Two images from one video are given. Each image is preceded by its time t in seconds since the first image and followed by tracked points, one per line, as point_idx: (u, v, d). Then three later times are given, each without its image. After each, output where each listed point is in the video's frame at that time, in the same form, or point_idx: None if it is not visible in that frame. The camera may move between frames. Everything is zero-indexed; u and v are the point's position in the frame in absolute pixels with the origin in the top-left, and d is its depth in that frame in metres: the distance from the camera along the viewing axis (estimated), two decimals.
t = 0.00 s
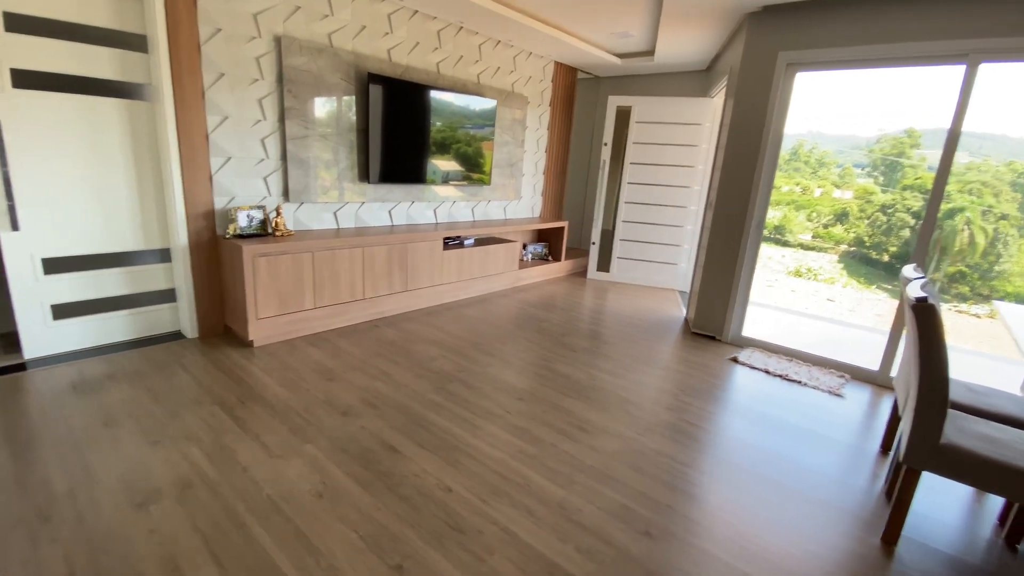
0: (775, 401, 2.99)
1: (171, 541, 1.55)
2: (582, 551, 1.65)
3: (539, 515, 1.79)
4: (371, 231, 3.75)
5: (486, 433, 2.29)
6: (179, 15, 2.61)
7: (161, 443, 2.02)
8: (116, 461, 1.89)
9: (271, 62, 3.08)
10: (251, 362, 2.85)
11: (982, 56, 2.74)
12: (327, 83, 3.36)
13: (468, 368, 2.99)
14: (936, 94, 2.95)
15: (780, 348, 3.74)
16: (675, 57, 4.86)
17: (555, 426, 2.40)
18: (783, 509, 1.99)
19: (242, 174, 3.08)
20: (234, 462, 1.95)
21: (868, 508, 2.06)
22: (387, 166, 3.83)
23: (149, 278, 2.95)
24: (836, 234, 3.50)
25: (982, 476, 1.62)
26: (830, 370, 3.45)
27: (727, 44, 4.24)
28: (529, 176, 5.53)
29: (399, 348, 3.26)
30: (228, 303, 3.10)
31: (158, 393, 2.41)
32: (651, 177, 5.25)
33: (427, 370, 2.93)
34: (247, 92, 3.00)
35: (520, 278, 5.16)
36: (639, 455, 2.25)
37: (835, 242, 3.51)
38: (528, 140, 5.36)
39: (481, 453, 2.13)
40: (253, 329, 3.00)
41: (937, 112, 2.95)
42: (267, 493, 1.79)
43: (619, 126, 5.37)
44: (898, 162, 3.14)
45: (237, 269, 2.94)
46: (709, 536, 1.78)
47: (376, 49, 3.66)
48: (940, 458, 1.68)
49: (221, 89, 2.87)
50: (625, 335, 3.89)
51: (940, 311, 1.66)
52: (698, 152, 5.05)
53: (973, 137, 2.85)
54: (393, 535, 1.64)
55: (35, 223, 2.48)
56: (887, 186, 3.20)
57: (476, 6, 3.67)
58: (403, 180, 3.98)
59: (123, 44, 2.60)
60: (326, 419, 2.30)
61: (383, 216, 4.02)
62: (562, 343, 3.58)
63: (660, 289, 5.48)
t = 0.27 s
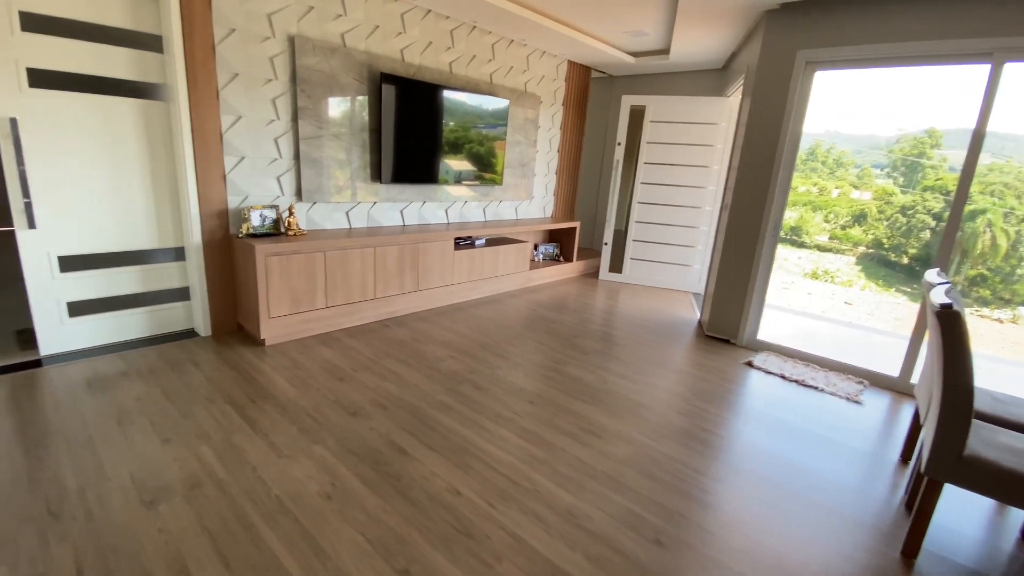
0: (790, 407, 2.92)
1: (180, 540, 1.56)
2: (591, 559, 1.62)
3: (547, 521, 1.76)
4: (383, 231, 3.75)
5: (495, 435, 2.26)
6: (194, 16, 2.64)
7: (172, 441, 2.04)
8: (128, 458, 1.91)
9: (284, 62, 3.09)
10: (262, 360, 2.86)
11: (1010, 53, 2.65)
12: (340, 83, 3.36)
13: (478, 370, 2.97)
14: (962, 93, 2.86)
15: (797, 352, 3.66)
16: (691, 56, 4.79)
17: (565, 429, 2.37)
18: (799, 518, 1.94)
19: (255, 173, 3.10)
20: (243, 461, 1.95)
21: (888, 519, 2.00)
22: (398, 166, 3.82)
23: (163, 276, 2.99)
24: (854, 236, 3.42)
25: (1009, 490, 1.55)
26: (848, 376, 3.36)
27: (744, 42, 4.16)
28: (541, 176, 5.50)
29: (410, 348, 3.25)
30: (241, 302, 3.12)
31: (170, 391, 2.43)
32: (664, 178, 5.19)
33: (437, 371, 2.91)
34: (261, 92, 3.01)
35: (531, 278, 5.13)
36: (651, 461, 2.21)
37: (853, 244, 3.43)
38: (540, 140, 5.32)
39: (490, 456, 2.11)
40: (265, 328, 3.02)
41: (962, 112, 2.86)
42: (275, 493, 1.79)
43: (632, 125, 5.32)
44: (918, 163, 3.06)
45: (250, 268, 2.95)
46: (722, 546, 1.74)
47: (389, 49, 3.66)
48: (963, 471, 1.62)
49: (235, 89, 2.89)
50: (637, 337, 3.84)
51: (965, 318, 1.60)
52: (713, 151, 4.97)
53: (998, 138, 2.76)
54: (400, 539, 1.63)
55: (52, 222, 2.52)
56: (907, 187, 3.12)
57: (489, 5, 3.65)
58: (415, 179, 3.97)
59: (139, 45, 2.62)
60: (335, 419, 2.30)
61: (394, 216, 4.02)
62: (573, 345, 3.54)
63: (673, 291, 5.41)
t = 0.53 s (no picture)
0: (805, 417, 2.83)
1: (179, 550, 1.53)
2: None
3: (554, 536, 1.71)
4: (392, 234, 3.73)
5: (501, 444, 2.21)
6: (204, 18, 2.63)
7: (176, 446, 2.02)
8: (130, 463, 1.89)
9: (294, 65, 3.08)
10: (269, 364, 2.84)
11: None
12: (349, 85, 3.35)
13: (486, 375, 2.92)
14: (988, 94, 2.76)
15: (813, 360, 3.56)
16: (705, 57, 4.71)
17: (574, 439, 2.31)
18: (818, 537, 1.86)
19: (264, 176, 3.09)
20: (246, 468, 1.92)
21: (912, 538, 1.91)
22: (408, 168, 3.80)
23: (172, 278, 2.99)
24: (871, 239, 3.37)
25: None
26: (868, 385, 3.25)
27: (760, 42, 4.07)
28: (552, 179, 5.44)
29: (417, 352, 3.21)
30: (249, 304, 3.11)
31: (176, 394, 2.42)
32: (677, 180, 5.11)
33: (444, 376, 2.87)
34: (270, 94, 3.01)
35: (541, 282, 5.08)
36: (662, 473, 2.14)
37: (870, 248, 3.38)
38: (550, 142, 5.27)
39: (496, 465, 2.06)
40: (272, 331, 3.00)
41: (988, 113, 2.77)
42: (277, 502, 1.76)
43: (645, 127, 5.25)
44: (937, 164, 3.00)
45: (258, 271, 2.94)
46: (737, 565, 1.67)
47: (399, 51, 3.64)
48: (994, 492, 1.53)
49: (244, 91, 2.88)
50: (648, 343, 3.77)
51: (996, 330, 1.51)
52: (727, 154, 4.88)
53: None
54: (402, 552, 1.58)
55: (62, 224, 2.53)
56: (925, 189, 3.06)
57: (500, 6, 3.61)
58: (424, 182, 3.95)
59: (150, 48, 2.63)
60: (340, 425, 2.26)
61: (403, 218, 4.00)
62: (582, 351, 3.48)
63: (685, 295, 5.32)
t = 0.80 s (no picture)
0: (827, 431, 2.70)
1: (174, 567, 1.48)
2: None
3: (563, 559, 1.62)
4: (401, 238, 3.68)
5: (509, 458, 2.13)
6: (213, 22, 2.61)
7: (177, 456, 1.98)
8: (131, 474, 1.86)
9: (303, 68, 3.05)
10: (275, 370, 2.80)
11: None
12: (359, 88, 3.31)
13: (495, 384, 2.84)
14: None
15: (836, 370, 3.41)
16: (722, 57, 4.59)
17: (585, 453, 2.22)
18: (846, 563, 1.74)
19: (272, 180, 3.07)
20: (247, 480, 1.87)
21: (947, 566, 1.78)
22: (418, 172, 3.75)
23: (181, 283, 2.97)
24: (891, 242, 3.20)
25: None
26: (894, 398, 3.11)
27: (779, 41, 3.95)
28: (564, 182, 5.36)
29: (425, 359, 3.15)
30: (257, 310, 3.08)
31: (181, 401, 2.39)
32: (692, 183, 4.99)
33: (452, 384, 2.80)
34: (279, 97, 2.98)
35: (552, 287, 4.99)
36: (678, 491, 2.04)
37: (890, 251, 3.22)
38: (563, 145, 5.19)
39: (503, 481, 1.98)
40: (279, 337, 2.97)
41: None
42: (277, 518, 1.70)
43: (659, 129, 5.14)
44: (960, 166, 2.87)
45: (265, 276, 2.91)
46: None
47: (409, 53, 3.60)
48: None
49: (253, 95, 2.86)
50: (662, 351, 3.66)
51: None
52: (745, 156, 4.74)
53: None
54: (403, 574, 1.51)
55: (71, 229, 2.52)
56: (948, 192, 2.92)
57: (512, 7, 3.55)
58: (434, 186, 3.90)
59: (159, 52, 2.62)
60: (344, 435, 2.21)
61: (413, 223, 3.95)
62: (594, 359, 3.38)
63: (701, 301, 5.18)
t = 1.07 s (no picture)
0: (856, 452, 2.55)
1: None
2: None
3: None
4: (412, 246, 3.63)
5: (520, 479, 2.03)
6: (224, 29, 2.60)
7: (179, 471, 1.93)
8: (132, 490, 1.81)
9: (313, 74, 3.02)
10: (282, 381, 2.75)
11: None
12: (370, 95, 3.27)
13: (506, 398, 2.75)
14: None
15: (864, 385, 3.24)
16: (741, 59, 4.47)
17: (600, 475, 2.11)
18: None
19: (283, 188, 3.04)
20: (248, 499, 1.81)
21: None
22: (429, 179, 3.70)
23: (190, 292, 2.95)
24: (914, 247, 3.08)
25: None
26: (927, 416, 2.94)
27: (802, 43, 3.82)
28: (578, 188, 5.27)
29: (435, 371, 3.07)
30: (266, 319, 3.04)
31: (186, 413, 2.34)
32: (710, 189, 4.85)
33: (462, 398, 2.71)
34: (290, 105, 2.95)
35: (566, 295, 4.89)
36: (699, 517, 1.92)
37: (913, 257, 3.09)
38: (577, 150, 5.09)
39: (513, 504, 1.88)
40: (288, 347, 2.92)
41: None
42: (276, 541, 1.63)
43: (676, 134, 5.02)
44: (986, 170, 2.77)
45: (274, 285, 2.87)
46: None
47: (421, 59, 3.56)
48: None
49: (263, 103, 2.83)
50: (680, 363, 3.53)
51: None
52: (765, 161, 4.60)
53: None
54: None
55: (81, 238, 2.51)
56: (973, 196, 2.82)
57: (526, 12, 3.48)
58: (446, 193, 3.84)
59: (170, 60, 2.60)
60: (350, 451, 2.13)
61: (425, 230, 3.89)
62: (609, 372, 3.27)
63: (720, 311, 5.03)
